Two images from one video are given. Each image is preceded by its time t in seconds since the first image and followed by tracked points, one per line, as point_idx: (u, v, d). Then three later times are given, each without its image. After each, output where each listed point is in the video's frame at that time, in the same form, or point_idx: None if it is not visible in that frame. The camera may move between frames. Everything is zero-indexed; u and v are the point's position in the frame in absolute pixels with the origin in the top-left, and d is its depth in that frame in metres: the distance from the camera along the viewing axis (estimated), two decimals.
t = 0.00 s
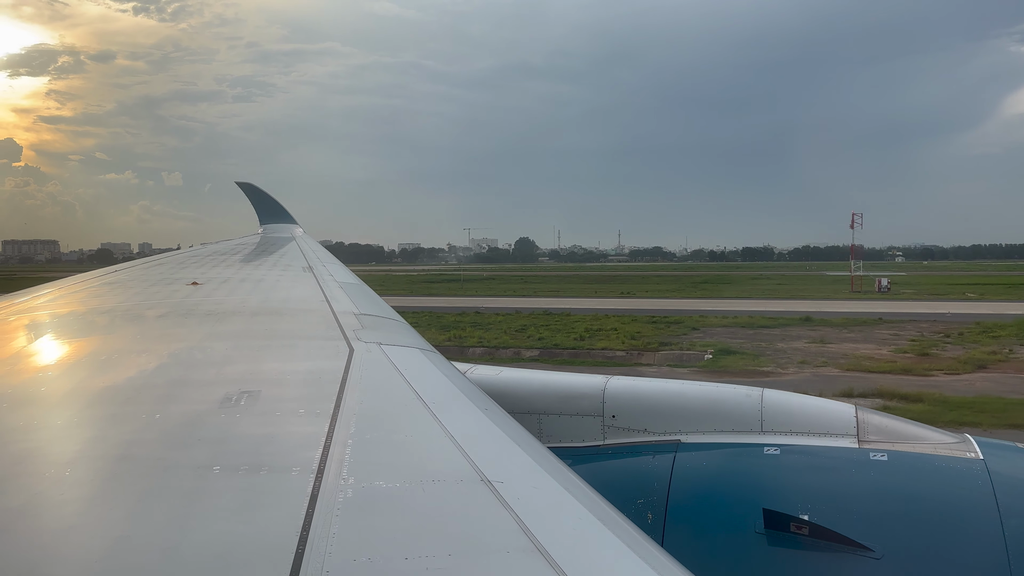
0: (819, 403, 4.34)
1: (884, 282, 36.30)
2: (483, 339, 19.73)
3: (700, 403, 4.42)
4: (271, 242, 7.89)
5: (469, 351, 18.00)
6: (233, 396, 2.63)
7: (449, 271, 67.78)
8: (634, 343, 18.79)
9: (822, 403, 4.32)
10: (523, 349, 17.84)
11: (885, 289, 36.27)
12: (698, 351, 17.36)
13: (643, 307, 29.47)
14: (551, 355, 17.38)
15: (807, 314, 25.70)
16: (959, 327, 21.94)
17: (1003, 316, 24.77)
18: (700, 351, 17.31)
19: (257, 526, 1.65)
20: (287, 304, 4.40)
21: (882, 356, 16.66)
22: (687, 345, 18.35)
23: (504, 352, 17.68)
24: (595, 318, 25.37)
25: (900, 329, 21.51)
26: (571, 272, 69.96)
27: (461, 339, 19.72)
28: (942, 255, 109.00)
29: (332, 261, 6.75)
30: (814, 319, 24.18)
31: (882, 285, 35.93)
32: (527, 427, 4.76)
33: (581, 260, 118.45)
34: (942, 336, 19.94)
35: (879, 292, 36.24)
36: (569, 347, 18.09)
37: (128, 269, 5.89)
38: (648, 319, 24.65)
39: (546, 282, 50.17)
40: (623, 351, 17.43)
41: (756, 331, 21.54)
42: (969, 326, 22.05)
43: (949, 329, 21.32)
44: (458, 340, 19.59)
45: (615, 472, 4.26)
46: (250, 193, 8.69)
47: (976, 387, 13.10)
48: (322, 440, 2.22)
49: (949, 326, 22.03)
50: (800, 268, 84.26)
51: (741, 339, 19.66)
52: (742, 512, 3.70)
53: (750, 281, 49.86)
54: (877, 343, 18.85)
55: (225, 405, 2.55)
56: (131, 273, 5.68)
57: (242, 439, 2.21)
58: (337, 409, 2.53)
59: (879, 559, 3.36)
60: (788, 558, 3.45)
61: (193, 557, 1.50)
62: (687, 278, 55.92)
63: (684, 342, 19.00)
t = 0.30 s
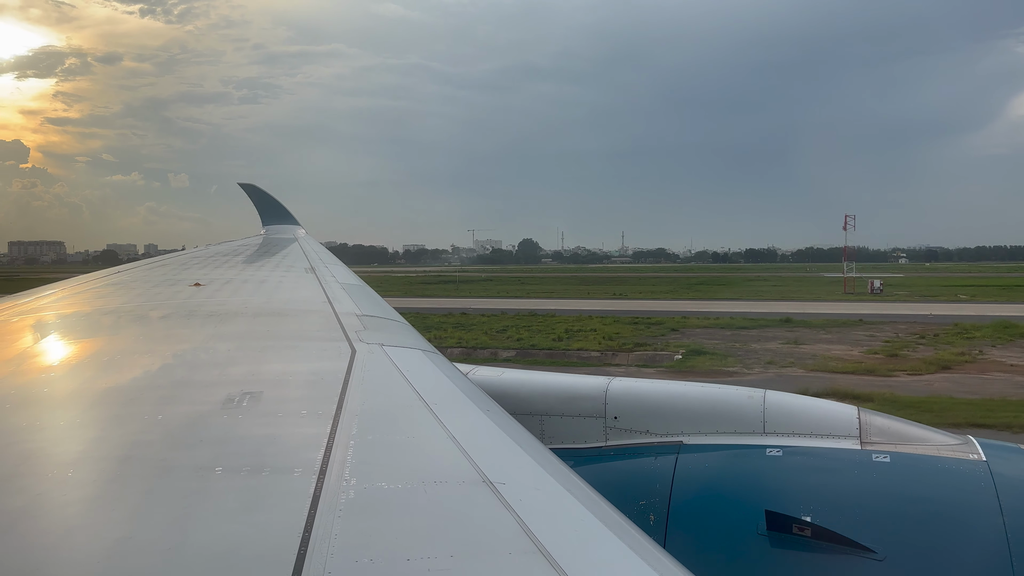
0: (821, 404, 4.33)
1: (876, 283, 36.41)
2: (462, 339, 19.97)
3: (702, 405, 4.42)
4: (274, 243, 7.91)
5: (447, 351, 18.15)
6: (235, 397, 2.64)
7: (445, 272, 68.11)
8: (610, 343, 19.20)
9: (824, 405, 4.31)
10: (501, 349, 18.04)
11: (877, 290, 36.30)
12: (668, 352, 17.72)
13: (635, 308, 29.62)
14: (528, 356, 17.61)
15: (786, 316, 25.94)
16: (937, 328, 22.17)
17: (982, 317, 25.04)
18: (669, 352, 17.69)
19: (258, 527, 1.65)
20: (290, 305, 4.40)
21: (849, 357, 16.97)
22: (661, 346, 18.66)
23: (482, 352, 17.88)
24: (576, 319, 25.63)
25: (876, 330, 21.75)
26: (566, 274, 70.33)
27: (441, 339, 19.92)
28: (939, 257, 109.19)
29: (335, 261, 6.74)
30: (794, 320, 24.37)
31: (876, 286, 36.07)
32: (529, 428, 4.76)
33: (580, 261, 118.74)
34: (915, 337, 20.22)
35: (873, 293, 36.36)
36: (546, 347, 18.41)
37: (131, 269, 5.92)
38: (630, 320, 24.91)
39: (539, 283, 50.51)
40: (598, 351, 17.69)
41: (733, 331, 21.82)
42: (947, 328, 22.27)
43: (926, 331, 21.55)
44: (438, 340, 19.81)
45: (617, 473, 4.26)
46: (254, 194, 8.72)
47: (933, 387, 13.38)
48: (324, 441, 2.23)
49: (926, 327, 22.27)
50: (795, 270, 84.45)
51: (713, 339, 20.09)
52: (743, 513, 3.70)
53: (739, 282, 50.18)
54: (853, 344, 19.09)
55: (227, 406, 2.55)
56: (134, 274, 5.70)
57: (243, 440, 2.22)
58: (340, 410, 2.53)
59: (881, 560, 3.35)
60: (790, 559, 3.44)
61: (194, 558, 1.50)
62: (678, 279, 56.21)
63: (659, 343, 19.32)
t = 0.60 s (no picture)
0: (823, 406, 4.32)
1: (867, 284, 36.49)
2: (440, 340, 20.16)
3: (704, 407, 4.42)
4: (277, 245, 7.93)
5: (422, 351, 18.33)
6: (237, 398, 2.64)
7: (439, 272, 68.43)
8: (584, 343, 19.52)
9: (826, 407, 4.30)
10: (478, 350, 18.22)
11: (869, 292, 36.38)
12: (636, 352, 18.00)
13: (627, 309, 29.76)
14: (503, 356, 17.79)
15: (765, 316, 26.14)
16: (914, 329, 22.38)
17: (958, 317, 25.32)
18: (639, 352, 17.95)
19: (260, 529, 1.65)
20: (292, 307, 4.41)
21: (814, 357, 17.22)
22: (635, 347, 18.88)
23: (458, 353, 18.05)
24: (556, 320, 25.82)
25: (853, 331, 21.95)
26: (559, 275, 70.74)
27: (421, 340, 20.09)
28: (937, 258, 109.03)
29: (337, 263, 6.75)
30: (774, 321, 24.54)
31: (868, 288, 36.17)
32: (531, 430, 4.76)
33: (578, 262, 119.07)
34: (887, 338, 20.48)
35: (864, 294, 36.45)
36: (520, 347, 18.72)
37: (133, 271, 5.93)
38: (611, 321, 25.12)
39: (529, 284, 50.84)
40: (572, 352, 17.94)
41: (710, 332, 22.03)
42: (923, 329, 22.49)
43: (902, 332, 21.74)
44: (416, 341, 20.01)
45: (620, 475, 4.25)
46: (256, 196, 8.74)
47: (888, 387, 13.61)
48: (326, 443, 2.23)
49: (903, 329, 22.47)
50: (788, 271, 84.74)
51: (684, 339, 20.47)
52: (745, 515, 3.69)
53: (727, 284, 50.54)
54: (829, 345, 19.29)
55: (229, 407, 2.55)
56: (136, 275, 5.72)
57: (245, 442, 2.22)
58: (341, 412, 2.53)
59: (884, 563, 3.34)
60: (792, 562, 3.44)
61: (195, 559, 1.50)
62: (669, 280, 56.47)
63: (633, 343, 19.56)
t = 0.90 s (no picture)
0: (825, 407, 4.31)
1: (857, 286, 36.64)
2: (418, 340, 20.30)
3: (705, 408, 4.41)
4: (279, 246, 7.93)
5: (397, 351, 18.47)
6: (239, 399, 2.64)
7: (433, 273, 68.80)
8: (561, 343, 19.73)
9: (828, 408, 4.29)
10: (454, 351, 18.38)
11: (860, 293, 36.52)
12: (605, 352, 18.24)
13: (619, 310, 29.92)
14: (478, 356, 17.94)
15: (744, 317, 26.37)
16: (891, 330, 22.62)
17: (934, 318, 25.73)
18: (611, 352, 18.15)
19: (261, 530, 1.65)
20: (293, 308, 4.42)
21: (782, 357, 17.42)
22: (609, 347, 19.08)
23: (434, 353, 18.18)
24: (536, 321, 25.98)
25: (832, 332, 22.15)
26: (554, 276, 71.06)
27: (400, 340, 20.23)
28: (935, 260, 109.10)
29: (339, 264, 6.76)
30: (752, 322, 24.73)
31: (859, 289, 36.32)
32: (533, 431, 4.76)
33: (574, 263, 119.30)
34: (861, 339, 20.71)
35: (855, 296, 36.61)
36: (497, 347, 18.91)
37: (136, 271, 5.94)
38: (593, 322, 25.46)
39: (521, 285, 51.13)
40: (547, 352, 18.15)
41: (688, 333, 22.24)
42: (899, 330, 22.72)
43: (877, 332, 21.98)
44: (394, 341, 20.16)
45: (621, 476, 4.25)
46: (258, 197, 8.75)
47: (845, 386, 13.76)
48: (328, 444, 2.23)
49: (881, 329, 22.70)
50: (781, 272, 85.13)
51: (660, 339, 20.73)
52: (747, 517, 3.69)
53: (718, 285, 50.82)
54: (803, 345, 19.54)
55: (231, 408, 2.56)
56: (138, 275, 5.73)
57: (246, 443, 2.21)
58: (343, 413, 2.54)
59: (885, 564, 3.33)
60: (793, 563, 3.43)
61: (196, 559, 1.51)
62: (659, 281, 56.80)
63: (608, 343, 19.75)
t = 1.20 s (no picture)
0: (826, 409, 4.31)
1: (849, 287, 36.77)
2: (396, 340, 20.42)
3: (707, 409, 4.41)
4: (280, 246, 7.92)
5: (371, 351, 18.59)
6: (239, 400, 2.64)
7: (425, 274, 69.11)
8: (537, 343, 19.91)
9: (829, 409, 4.28)
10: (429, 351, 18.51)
11: (851, 294, 36.60)
12: (577, 352, 18.43)
13: (611, 311, 30.05)
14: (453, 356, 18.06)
15: (723, 318, 26.58)
16: (868, 330, 22.84)
17: (909, 318, 26.06)
18: (582, 352, 18.34)
19: (261, 531, 1.65)
20: (295, 308, 4.42)
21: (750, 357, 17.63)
22: (583, 347, 19.28)
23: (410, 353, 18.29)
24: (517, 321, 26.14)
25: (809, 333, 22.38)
26: (547, 277, 71.30)
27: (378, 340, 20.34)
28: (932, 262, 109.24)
29: (339, 265, 6.76)
30: (731, 322, 24.94)
31: (849, 291, 36.46)
32: (534, 431, 4.75)
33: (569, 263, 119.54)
34: (833, 339, 20.92)
35: (846, 297, 36.70)
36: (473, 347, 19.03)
37: (137, 272, 5.94)
38: (575, 322, 25.69)
39: (511, 285, 51.45)
40: (522, 352, 18.33)
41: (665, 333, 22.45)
42: (875, 330, 22.99)
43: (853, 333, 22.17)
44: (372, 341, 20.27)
45: (623, 476, 4.24)
46: (259, 197, 8.77)
47: (803, 386, 13.94)
48: (329, 444, 2.23)
49: (857, 330, 22.93)
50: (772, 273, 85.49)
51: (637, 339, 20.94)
52: (748, 518, 3.68)
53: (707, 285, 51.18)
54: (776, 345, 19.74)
55: (231, 408, 2.56)
56: (139, 276, 5.72)
57: (247, 444, 2.21)
58: (344, 413, 2.54)
59: (886, 566, 3.33)
60: (794, 564, 3.43)
61: (197, 560, 1.51)
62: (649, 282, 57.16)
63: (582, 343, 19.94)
